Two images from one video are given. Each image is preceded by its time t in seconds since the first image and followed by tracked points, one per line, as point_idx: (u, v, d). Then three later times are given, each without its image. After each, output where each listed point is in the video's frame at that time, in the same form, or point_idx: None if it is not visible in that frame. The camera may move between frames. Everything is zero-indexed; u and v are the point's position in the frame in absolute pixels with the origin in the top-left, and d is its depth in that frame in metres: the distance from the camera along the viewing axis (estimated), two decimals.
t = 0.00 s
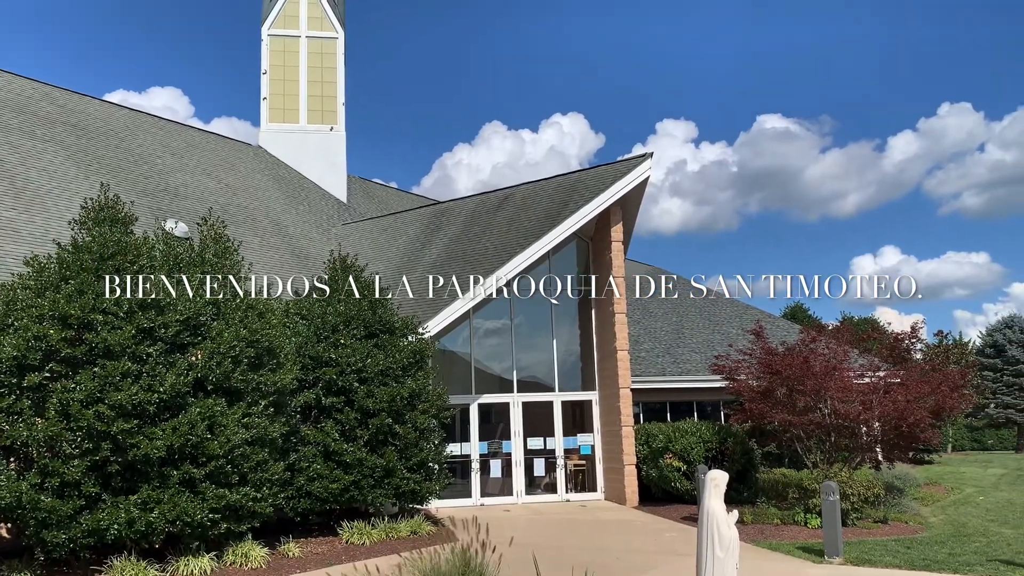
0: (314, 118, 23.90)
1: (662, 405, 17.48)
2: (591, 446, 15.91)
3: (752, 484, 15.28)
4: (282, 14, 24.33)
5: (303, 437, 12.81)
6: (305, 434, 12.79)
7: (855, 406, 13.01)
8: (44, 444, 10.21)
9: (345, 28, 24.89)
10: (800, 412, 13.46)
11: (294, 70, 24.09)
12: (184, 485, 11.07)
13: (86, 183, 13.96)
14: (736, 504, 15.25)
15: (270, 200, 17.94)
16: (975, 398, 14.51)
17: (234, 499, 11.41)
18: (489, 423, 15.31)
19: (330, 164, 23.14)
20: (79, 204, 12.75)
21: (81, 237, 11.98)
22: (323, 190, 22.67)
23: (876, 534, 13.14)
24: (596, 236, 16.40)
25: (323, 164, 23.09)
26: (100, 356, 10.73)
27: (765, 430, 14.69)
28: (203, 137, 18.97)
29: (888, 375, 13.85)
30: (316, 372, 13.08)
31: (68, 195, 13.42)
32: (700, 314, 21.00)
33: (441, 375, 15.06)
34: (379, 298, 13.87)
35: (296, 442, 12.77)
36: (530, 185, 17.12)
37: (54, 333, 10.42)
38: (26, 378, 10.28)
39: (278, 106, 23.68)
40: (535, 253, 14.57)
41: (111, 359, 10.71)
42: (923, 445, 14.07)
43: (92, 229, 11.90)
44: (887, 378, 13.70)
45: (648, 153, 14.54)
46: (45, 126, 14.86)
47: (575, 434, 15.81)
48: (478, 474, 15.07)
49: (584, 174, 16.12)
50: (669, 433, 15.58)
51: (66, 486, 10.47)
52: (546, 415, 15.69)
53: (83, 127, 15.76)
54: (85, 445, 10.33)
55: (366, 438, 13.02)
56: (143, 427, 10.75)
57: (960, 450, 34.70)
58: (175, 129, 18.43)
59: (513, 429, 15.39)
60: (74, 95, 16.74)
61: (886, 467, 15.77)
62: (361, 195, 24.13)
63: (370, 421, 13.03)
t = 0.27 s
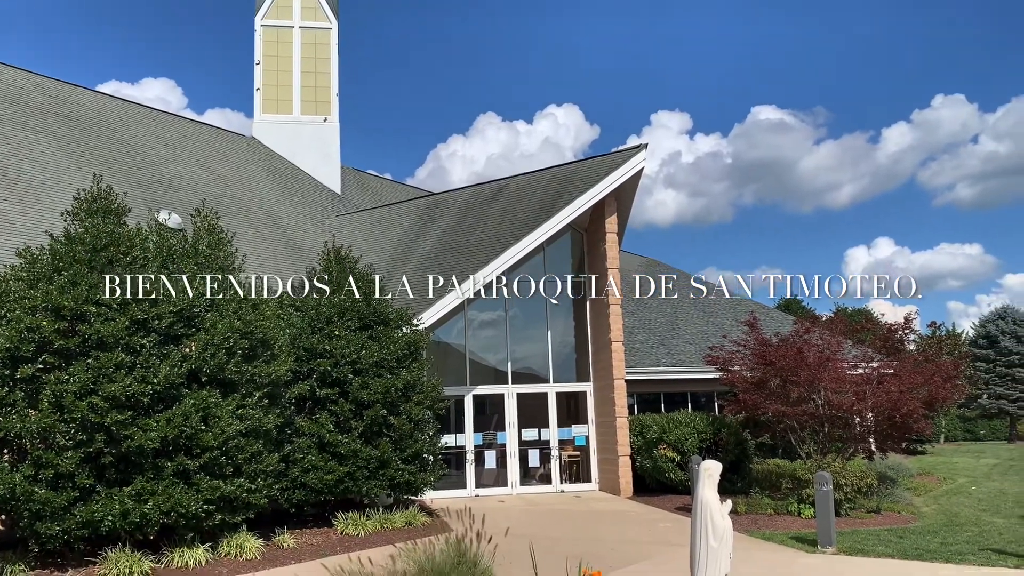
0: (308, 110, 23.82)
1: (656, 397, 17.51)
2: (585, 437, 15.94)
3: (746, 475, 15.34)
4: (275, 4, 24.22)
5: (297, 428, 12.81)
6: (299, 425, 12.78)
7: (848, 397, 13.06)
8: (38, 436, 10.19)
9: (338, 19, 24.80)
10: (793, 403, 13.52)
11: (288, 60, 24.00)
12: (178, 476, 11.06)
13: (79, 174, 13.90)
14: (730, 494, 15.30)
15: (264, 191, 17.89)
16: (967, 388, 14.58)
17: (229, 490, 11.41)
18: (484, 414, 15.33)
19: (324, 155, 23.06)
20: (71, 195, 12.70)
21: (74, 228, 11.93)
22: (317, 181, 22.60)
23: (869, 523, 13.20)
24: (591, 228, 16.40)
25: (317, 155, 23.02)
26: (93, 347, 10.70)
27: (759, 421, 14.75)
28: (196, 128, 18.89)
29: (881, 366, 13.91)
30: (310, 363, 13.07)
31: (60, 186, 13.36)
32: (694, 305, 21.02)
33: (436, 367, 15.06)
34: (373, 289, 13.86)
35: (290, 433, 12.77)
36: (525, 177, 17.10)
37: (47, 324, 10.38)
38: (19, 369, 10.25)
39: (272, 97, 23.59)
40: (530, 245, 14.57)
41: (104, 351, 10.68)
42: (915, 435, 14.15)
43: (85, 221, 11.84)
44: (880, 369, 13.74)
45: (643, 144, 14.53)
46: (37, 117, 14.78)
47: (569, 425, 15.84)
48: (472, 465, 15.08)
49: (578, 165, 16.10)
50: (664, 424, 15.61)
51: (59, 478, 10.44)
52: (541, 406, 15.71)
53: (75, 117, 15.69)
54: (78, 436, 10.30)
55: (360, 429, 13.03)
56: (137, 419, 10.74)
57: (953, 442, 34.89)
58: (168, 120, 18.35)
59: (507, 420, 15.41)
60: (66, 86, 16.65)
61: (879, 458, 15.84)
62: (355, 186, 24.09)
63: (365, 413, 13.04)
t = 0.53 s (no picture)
0: (303, 101, 23.77)
1: (651, 388, 17.55)
2: (580, 428, 15.97)
3: (740, 465, 15.39)
4: None
5: (292, 419, 12.81)
6: (294, 416, 12.79)
7: (843, 387, 13.10)
8: (32, 427, 10.18)
9: (333, 9, 24.71)
10: (788, 393, 13.55)
11: (282, 51, 23.93)
12: (173, 467, 11.06)
13: (72, 165, 13.85)
14: (724, 484, 15.35)
15: (258, 182, 17.85)
16: (961, 379, 14.63)
17: (224, 481, 11.41)
18: (479, 406, 15.36)
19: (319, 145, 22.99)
20: (65, 186, 12.65)
21: (67, 219, 11.89)
22: (312, 172, 22.53)
23: (863, 514, 13.26)
24: (586, 219, 16.38)
25: (313, 146, 22.94)
26: (88, 338, 10.68)
27: (753, 412, 14.77)
28: (190, 119, 18.83)
29: (876, 356, 13.93)
30: (305, 354, 13.06)
31: (54, 177, 13.32)
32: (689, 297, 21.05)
33: (431, 358, 15.11)
34: (368, 281, 13.85)
35: (285, 424, 12.77)
36: (520, 168, 17.08)
37: (41, 315, 10.35)
38: (13, 360, 10.23)
39: (266, 87, 23.55)
40: (525, 237, 14.57)
41: (99, 342, 10.66)
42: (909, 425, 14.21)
43: (79, 211, 11.80)
44: (874, 360, 13.77)
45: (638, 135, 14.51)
46: (30, 108, 14.72)
47: (564, 416, 15.86)
48: (468, 455, 15.12)
49: (573, 156, 16.09)
50: (658, 415, 15.68)
51: (54, 468, 10.43)
52: (536, 397, 15.74)
53: (69, 108, 15.61)
54: (73, 427, 10.28)
55: (356, 420, 13.05)
56: (132, 410, 10.72)
57: (946, 433, 35.06)
58: (162, 110, 18.28)
59: (502, 411, 15.44)
60: (59, 77, 16.58)
61: (873, 448, 15.89)
62: (351, 177, 24.05)
63: (360, 404, 13.05)
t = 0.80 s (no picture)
0: (298, 90, 23.70)
1: (646, 378, 17.58)
2: (576, 418, 16.00)
3: (735, 455, 15.44)
4: None
5: (288, 409, 12.81)
6: (290, 406, 12.79)
7: (838, 377, 13.13)
8: (28, 417, 10.17)
9: None
10: (783, 383, 13.49)
11: (277, 40, 23.85)
12: (169, 457, 11.07)
13: (66, 154, 13.79)
14: (720, 474, 15.40)
15: (253, 172, 17.80)
16: (957, 369, 14.68)
17: (220, 471, 11.42)
18: (475, 396, 15.39)
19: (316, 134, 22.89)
20: (59, 175, 12.60)
21: (62, 209, 11.85)
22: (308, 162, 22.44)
23: (857, 503, 13.31)
24: (582, 209, 16.37)
25: (309, 136, 22.84)
26: (83, 329, 10.65)
27: (748, 402, 14.78)
28: (185, 108, 18.75)
29: (871, 347, 13.98)
30: (301, 345, 13.05)
31: (48, 166, 13.27)
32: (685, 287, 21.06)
33: (427, 349, 15.18)
34: (364, 271, 13.85)
35: (281, 414, 12.77)
36: (516, 158, 17.05)
37: (36, 306, 10.31)
38: (7, 351, 10.20)
39: (261, 76, 23.45)
40: (520, 227, 14.56)
41: (94, 332, 10.64)
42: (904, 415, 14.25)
43: (73, 201, 11.75)
44: (869, 351, 13.79)
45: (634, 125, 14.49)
46: (23, 97, 14.65)
47: (560, 406, 15.90)
48: (464, 446, 15.16)
49: (570, 147, 16.06)
50: (654, 405, 15.72)
51: (50, 458, 10.42)
52: (532, 387, 15.76)
53: (62, 97, 15.53)
54: (69, 418, 10.27)
55: (352, 411, 13.06)
56: (128, 400, 10.72)
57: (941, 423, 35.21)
58: (156, 100, 18.20)
59: (498, 401, 15.48)
60: (53, 66, 16.50)
61: (868, 438, 15.94)
62: (347, 167, 24.00)
63: (356, 394, 13.06)
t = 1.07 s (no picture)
0: (294, 79, 23.61)
1: (642, 367, 17.60)
2: (572, 408, 16.02)
3: (731, 444, 15.48)
4: None
5: (284, 398, 12.81)
6: (286, 395, 12.79)
7: (833, 366, 13.14)
8: (23, 406, 10.14)
9: None
10: (779, 372, 13.65)
11: (273, 29, 23.76)
12: (165, 446, 11.07)
13: (60, 143, 13.72)
14: (715, 463, 15.44)
15: (248, 161, 17.74)
16: (951, 358, 14.76)
17: (216, 460, 11.43)
18: (472, 386, 15.40)
19: (311, 123, 22.81)
20: (54, 164, 12.54)
21: (56, 197, 11.80)
22: (304, 151, 22.36)
23: (852, 492, 13.36)
24: (579, 199, 16.36)
25: (304, 125, 22.75)
26: (78, 318, 10.62)
27: (745, 392, 14.97)
28: (180, 97, 18.68)
29: (867, 336, 13.90)
30: (297, 334, 13.04)
31: (42, 155, 13.20)
32: (681, 277, 21.07)
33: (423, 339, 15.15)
34: (360, 261, 13.84)
35: (278, 403, 12.77)
36: (512, 147, 17.03)
37: (31, 295, 10.25)
38: (3, 340, 10.16)
39: (257, 65, 23.36)
40: (516, 217, 14.54)
41: (89, 321, 10.61)
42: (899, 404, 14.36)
43: (68, 190, 11.70)
44: (865, 340, 13.75)
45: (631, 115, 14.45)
46: (17, 85, 14.57)
47: (556, 396, 15.91)
48: (460, 435, 15.19)
49: (566, 136, 16.03)
50: (650, 395, 15.71)
51: (46, 448, 10.41)
52: (528, 377, 15.78)
53: (56, 86, 15.44)
54: (65, 407, 10.26)
55: (348, 400, 13.07)
56: (124, 389, 10.70)
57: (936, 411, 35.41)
58: (151, 88, 18.13)
59: (495, 391, 15.50)
60: (47, 54, 16.41)
61: (863, 428, 15.98)
62: (342, 156, 23.94)
63: (352, 383, 13.07)
